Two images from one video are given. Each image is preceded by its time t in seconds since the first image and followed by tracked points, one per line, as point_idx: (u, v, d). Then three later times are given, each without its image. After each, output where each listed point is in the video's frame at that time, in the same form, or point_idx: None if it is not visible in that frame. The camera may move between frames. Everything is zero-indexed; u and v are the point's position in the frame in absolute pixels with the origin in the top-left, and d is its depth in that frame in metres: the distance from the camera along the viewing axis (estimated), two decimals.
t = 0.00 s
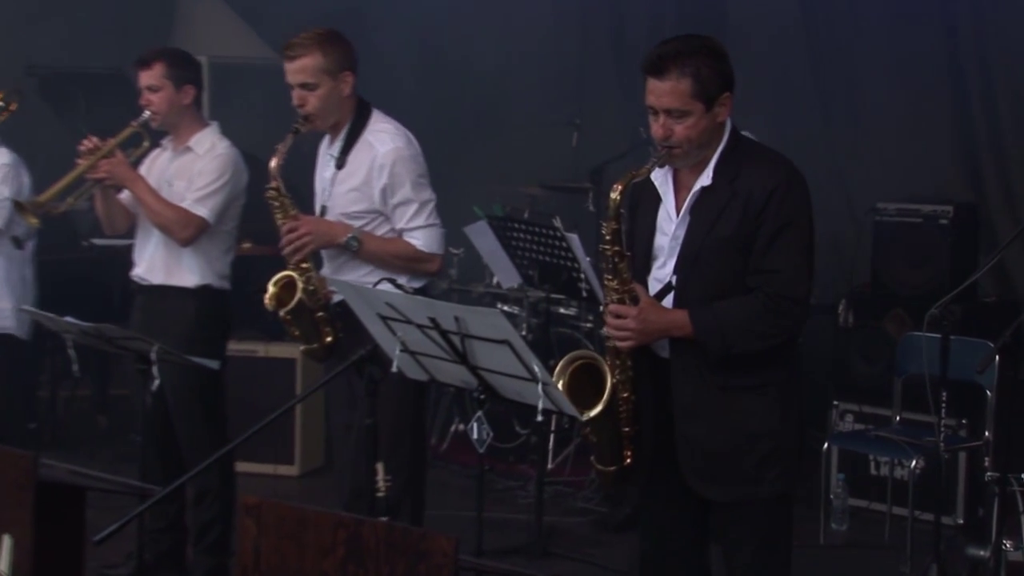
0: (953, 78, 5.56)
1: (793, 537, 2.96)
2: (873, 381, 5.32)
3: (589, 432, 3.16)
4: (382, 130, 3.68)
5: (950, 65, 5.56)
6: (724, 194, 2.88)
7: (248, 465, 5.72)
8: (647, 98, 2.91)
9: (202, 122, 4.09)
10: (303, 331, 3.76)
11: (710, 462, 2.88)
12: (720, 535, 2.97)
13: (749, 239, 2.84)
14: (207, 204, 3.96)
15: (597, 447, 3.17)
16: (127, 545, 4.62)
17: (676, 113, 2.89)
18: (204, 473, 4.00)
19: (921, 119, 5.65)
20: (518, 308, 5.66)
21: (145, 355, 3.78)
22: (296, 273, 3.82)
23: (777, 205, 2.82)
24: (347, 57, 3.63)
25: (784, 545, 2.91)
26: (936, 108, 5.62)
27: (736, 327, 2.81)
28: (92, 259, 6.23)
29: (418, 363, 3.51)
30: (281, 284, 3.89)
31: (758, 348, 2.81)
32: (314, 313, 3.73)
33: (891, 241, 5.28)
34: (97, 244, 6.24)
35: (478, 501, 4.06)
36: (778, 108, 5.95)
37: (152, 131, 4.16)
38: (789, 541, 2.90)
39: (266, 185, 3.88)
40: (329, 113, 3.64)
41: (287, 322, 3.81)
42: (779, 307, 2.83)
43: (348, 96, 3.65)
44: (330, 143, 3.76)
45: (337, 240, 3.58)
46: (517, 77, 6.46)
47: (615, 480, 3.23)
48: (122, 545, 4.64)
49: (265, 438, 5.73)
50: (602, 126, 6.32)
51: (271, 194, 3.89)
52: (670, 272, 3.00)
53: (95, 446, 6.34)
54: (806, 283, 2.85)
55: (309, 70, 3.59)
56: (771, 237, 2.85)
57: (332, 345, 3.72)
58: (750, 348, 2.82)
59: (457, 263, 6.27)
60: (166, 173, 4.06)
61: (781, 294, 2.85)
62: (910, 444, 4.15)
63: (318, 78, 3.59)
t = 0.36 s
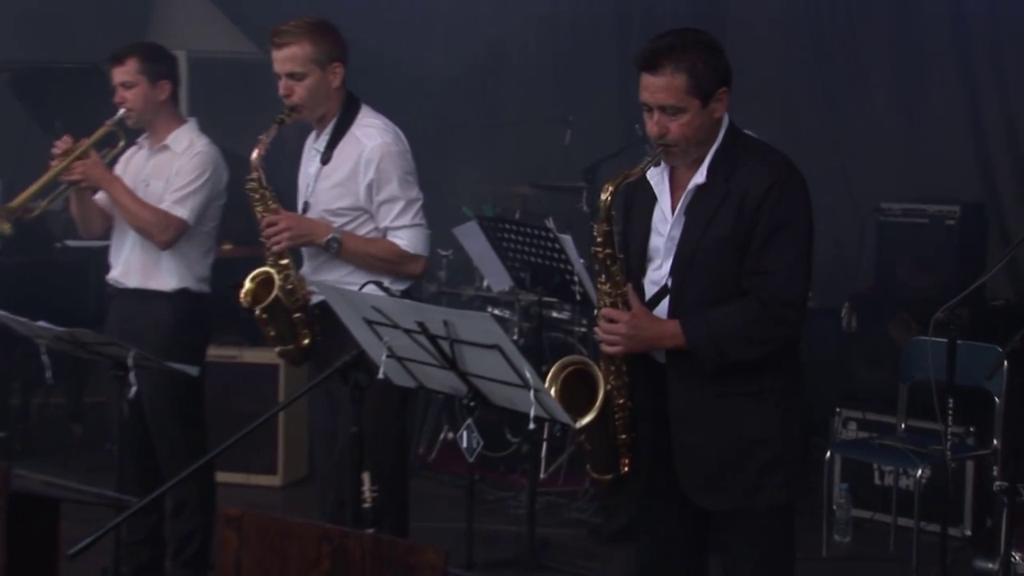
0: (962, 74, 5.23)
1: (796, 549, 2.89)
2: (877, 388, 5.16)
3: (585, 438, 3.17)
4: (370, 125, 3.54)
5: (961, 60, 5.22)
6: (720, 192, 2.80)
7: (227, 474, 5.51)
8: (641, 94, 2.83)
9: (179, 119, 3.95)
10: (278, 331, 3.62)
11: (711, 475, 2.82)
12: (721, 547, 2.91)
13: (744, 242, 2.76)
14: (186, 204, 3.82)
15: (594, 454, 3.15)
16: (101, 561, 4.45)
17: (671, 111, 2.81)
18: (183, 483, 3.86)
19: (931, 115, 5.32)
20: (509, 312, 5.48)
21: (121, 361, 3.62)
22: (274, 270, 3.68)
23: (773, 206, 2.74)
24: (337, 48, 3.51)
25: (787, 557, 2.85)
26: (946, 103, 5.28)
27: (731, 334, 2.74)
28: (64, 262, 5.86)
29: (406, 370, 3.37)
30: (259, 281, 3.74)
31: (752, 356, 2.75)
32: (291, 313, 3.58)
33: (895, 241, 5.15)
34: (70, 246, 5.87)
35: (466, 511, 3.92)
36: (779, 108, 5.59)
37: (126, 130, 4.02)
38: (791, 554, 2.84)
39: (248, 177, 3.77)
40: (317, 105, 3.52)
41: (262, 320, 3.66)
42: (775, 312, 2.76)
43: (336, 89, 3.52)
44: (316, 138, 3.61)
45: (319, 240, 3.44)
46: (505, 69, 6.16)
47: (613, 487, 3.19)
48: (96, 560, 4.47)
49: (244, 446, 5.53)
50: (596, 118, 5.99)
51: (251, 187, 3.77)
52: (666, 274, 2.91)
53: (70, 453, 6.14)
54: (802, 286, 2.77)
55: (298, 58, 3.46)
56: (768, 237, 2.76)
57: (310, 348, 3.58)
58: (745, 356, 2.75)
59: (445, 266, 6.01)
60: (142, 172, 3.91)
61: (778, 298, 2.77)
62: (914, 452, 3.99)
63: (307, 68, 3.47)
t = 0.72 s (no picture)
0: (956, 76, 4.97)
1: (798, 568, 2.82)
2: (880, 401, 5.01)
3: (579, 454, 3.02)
4: (357, 124, 3.40)
5: (961, 61, 4.97)
6: (719, 199, 2.75)
7: (206, 490, 5.31)
8: (636, 97, 2.78)
9: (155, 121, 3.82)
10: (258, 338, 3.46)
11: (711, 493, 2.75)
12: (719, 565, 2.83)
13: (743, 250, 2.71)
14: (162, 209, 3.67)
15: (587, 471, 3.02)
16: None
17: (667, 115, 2.75)
18: (160, 499, 3.71)
19: (933, 116, 5.04)
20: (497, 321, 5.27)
21: (94, 373, 3.47)
22: (257, 273, 3.51)
23: (772, 214, 2.69)
24: (327, 45, 3.38)
25: None
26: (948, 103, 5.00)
27: (730, 346, 2.69)
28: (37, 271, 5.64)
29: (392, 381, 3.22)
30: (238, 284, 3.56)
31: (753, 368, 2.69)
32: (272, 320, 3.43)
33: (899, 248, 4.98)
34: (43, 252, 5.66)
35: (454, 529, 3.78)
36: (780, 108, 5.30)
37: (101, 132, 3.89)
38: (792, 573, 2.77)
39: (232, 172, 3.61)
40: (305, 104, 3.38)
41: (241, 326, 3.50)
42: (775, 323, 2.70)
43: (324, 87, 3.40)
44: (301, 137, 3.46)
45: (303, 246, 3.29)
46: (497, 69, 5.87)
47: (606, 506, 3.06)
48: None
49: (222, 460, 5.33)
50: (586, 119, 5.67)
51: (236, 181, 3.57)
52: (663, 283, 2.88)
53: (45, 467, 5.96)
54: (803, 296, 2.72)
55: (286, 55, 3.33)
56: (767, 246, 2.70)
57: (288, 356, 3.44)
58: (745, 368, 2.70)
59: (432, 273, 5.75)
60: (117, 176, 3.77)
61: (779, 309, 2.71)
62: (920, 467, 3.85)
63: (295, 64, 3.33)
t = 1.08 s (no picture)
0: (966, 71, 4.60)
1: None
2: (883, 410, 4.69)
3: (572, 468, 2.91)
4: (346, 123, 3.25)
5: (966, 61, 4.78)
6: (716, 203, 2.66)
7: (177, 506, 5.09)
8: (631, 96, 2.67)
9: (126, 120, 3.67)
10: (225, 337, 3.29)
11: (709, 509, 2.65)
12: None
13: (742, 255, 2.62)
14: (135, 213, 3.52)
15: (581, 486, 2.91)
16: None
17: (662, 116, 2.65)
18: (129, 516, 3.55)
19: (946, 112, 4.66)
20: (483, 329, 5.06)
21: (61, 385, 3.30)
22: (228, 269, 3.34)
23: (772, 218, 2.60)
24: (321, 38, 3.23)
25: None
26: (957, 99, 4.63)
27: (730, 355, 2.60)
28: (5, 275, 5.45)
29: (373, 392, 3.07)
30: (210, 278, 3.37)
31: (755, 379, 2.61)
32: (243, 320, 3.26)
33: (901, 253, 4.65)
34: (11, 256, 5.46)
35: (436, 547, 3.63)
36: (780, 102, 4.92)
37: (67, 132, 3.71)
38: None
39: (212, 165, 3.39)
40: (294, 97, 3.22)
41: (208, 322, 3.32)
42: (775, 332, 2.62)
43: (316, 82, 3.24)
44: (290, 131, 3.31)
45: (275, 245, 3.13)
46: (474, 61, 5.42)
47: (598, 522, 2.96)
48: None
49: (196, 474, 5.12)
50: (576, 116, 5.26)
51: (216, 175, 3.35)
52: (658, 290, 2.77)
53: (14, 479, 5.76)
54: (804, 305, 2.64)
55: (277, 46, 3.17)
56: (767, 251, 2.61)
57: (257, 358, 3.28)
58: (747, 378, 2.62)
59: (416, 278, 5.42)
60: (86, 179, 3.61)
61: (779, 317, 2.63)
62: (925, 480, 3.71)
63: (287, 56, 3.17)
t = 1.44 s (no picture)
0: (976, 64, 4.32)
1: None
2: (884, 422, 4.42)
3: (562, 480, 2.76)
4: (322, 120, 3.07)
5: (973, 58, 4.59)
6: (712, 203, 2.52)
7: (148, 522, 4.79)
8: (621, 95, 2.54)
9: (95, 117, 3.49)
10: (199, 345, 3.12)
11: (707, 525, 2.51)
12: None
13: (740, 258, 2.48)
14: (103, 214, 3.35)
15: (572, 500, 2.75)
16: None
17: (655, 114, 2.51)
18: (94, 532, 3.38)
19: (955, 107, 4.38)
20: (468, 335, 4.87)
21: (24, 396, 3.14)
22: (201, 273, 3.20)
23: (771, 219, 2.46)
24: (294, 33, 3.06)
25: None
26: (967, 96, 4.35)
27: (727, 363, 2.47)
28: None
29: (353, 402, 2.89)
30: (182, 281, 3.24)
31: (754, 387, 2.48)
32: (216, 328, 3.10)
33: (906, 257, 4.33)
34: None
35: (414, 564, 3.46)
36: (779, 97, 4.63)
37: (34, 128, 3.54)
38: None
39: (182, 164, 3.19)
40: (266, 95, 3.04)
41: (181, 331, 3.16)
42: (774, 340, 2.48)
43: (289, 78, 3.06)
44: (264, 131, 3.12)
45: (251, 248, 2.97)
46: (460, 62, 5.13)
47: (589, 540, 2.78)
48: None
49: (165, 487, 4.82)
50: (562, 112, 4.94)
51: (189, 176, 3.17)
52: (652, 295, 2.63)
53: None
54: (805, 310, 2.50)
55: (248, 40, 3.00)
56: (766, 254, 2.47)
57: (232, 368, 3.11)
58: (745, 387, 2.48)
59: (398, 283, 5.18)
60: (54, 178, 3.44)
61: (779, 323, 2.49)
62: (930, 494, 3.58)
63: (259, 50, 3.00)
